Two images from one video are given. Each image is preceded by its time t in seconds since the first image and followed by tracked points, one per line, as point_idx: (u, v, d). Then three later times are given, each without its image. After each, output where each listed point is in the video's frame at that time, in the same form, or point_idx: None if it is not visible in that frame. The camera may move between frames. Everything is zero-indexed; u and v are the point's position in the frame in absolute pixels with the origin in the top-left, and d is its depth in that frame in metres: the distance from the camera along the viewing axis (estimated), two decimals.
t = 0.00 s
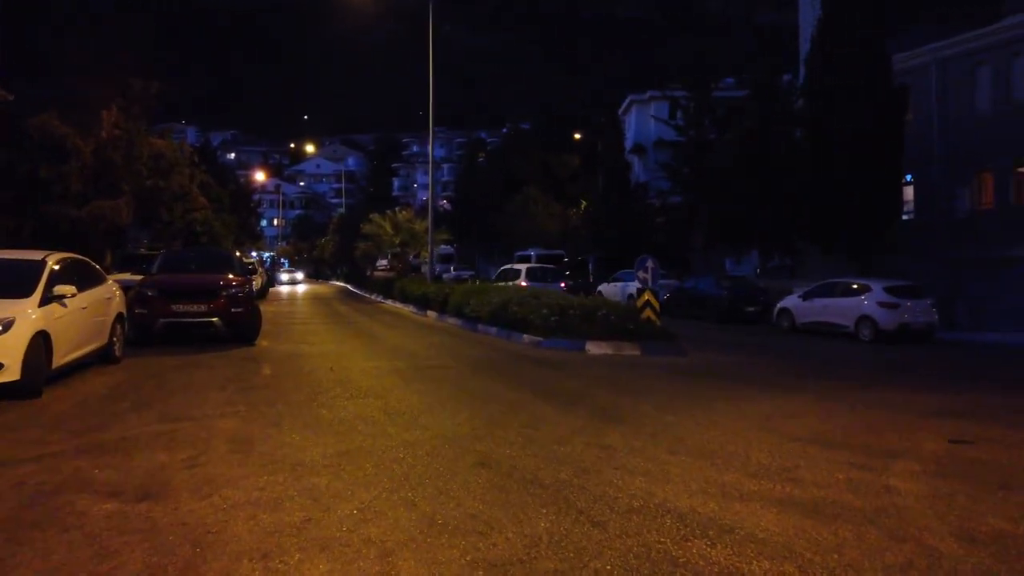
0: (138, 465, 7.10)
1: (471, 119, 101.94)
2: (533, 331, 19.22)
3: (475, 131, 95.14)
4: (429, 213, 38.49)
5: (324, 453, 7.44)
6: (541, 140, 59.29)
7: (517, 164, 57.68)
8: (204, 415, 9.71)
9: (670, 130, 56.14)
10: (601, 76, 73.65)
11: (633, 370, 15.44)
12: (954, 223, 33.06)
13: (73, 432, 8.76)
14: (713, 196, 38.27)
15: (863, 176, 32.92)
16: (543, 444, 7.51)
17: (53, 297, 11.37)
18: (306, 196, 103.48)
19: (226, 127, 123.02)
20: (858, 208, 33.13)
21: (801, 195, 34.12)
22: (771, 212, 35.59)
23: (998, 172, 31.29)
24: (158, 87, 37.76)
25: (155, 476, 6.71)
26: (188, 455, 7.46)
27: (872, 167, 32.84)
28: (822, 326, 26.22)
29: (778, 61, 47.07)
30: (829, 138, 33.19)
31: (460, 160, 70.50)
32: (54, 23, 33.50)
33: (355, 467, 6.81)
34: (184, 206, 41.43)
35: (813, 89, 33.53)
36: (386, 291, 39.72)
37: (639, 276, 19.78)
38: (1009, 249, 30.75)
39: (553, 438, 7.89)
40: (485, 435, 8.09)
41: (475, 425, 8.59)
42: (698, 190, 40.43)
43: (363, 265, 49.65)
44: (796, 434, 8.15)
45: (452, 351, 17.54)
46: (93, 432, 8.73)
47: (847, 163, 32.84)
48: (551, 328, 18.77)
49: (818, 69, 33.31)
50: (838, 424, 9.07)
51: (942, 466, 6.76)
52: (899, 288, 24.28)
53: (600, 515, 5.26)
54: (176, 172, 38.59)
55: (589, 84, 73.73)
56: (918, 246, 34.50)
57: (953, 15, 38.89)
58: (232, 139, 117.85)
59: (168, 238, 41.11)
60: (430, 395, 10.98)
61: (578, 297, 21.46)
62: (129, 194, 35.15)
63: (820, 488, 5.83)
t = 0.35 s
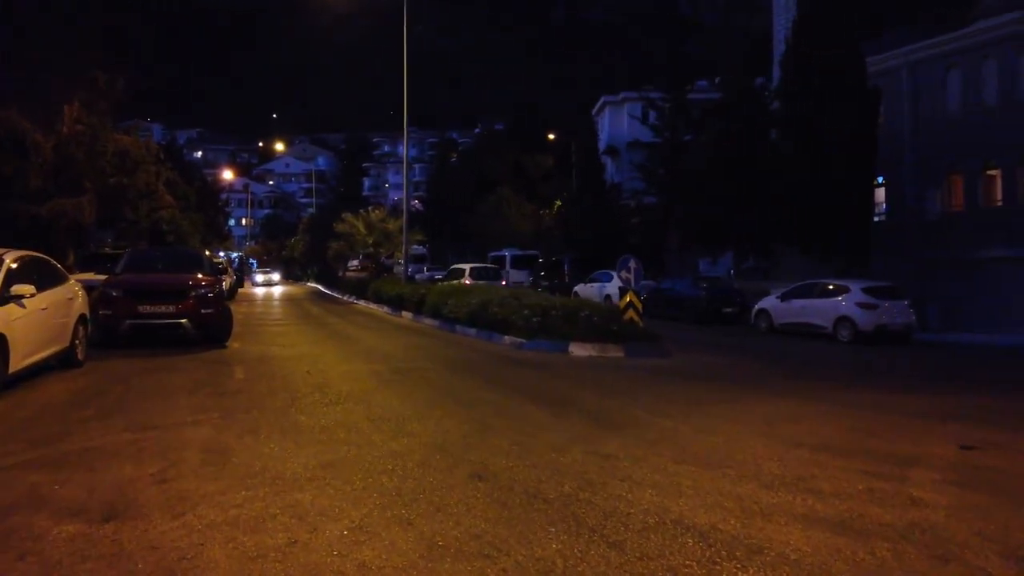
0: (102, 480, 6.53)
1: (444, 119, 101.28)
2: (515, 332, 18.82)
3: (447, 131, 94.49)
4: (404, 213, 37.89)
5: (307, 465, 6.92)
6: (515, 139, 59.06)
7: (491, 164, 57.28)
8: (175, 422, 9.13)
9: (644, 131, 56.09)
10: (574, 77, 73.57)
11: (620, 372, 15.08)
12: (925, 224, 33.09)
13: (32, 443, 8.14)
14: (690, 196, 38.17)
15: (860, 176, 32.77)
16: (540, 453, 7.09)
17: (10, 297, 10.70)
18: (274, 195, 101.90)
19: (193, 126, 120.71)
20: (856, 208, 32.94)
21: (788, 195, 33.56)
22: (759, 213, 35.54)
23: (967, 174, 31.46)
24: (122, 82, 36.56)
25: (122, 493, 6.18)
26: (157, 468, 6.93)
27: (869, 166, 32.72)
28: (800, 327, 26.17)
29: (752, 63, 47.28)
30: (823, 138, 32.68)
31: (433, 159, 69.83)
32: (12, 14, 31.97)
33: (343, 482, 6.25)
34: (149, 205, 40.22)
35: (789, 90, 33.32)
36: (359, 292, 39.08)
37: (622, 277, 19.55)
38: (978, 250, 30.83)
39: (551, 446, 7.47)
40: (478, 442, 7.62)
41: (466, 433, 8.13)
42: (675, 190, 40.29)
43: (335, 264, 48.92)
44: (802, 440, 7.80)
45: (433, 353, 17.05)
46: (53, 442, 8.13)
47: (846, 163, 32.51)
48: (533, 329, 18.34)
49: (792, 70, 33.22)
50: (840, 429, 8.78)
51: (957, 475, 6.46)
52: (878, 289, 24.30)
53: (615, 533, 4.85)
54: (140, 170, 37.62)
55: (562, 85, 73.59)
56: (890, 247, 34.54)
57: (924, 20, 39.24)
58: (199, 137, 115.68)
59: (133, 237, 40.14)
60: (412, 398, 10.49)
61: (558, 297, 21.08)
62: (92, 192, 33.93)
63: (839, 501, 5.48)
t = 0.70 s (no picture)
0: (89, 502, 6.05)
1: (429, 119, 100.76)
2: (512, 336, 18.42)
3: (433, 131, 93.95)
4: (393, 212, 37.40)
5: (313, 482, 6.46)
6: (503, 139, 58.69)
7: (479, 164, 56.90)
8: (166, 434, 8.64)
9: (632, 132, 55.89)
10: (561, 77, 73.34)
11: (621, 377, 14.74)
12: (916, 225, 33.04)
13: (14, 457, 7.64)
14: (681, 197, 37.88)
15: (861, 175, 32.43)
16: (560, 469, 6.69)
17: None
18: (257, 195, 100.85)
19: (174, 124, 119.24)
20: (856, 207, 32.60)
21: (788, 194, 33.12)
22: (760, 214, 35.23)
23: (958, 176, 31.35)
24: (105, 78, 35.73)
25: (112, 516, 5.71)
26: (151, 485, 6.47)
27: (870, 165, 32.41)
28: (795, 330, 25.97)
29: (741, 64, 47.23)
30: (821, 137, 32.37)
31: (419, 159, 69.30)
32: None
33: (352, 504, 5.80)
34: (131, 204, 39.42)
35: (782, 91, 33.04)
36: (347, 293, 38.55)
37: (620, 279, 19.21)
38: (967, 251, 30.70)
39: (570, 461, 7.06)
40: (493, 458, 7.18)
41: (477, 448, 7.69)
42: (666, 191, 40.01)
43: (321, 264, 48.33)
44: (830, 455, 7.44)
45: (429, 357, 16.62)
46: (37, 457, 7.63)
47: (847, 163, 32.15)
48: (530, 332, 17.96)
49: (785, 70, 32.99)
50: (861, 441, 8.47)
51: (1004, 493, 6.12)
52: (874, 292, 24.16)
53: (661, 563, 4.47)
54: (122, 169, 36.94)
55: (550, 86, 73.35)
56: (880, 248, 34.37)
57: (915, 23, 39.20)
58: (181, 136, 114.31)
59: (114, 236, 39.36)
60: (415, 409, 10.04)
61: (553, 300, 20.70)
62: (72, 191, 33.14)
63: (890, 524, 5.11)
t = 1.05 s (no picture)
0: (98, 514, 5.65)
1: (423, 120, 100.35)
2: (519, 337, 18.07)
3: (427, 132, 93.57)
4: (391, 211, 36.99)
5: (336, 492, 6.08)
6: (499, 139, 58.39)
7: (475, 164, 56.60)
8: (174, 439, 8.27)
9: (629, 132, 55.66)
10: (557, 78, 73.11)
11: (634, 379, 14.43)
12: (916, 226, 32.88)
13: (12, 464, 7.23)
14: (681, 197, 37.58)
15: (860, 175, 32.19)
16: (597, 478, 6.34)
17: None
18: (250, 194, 100.09)
19: (165, 124, 118.30)
20: (857, 207, 32.35)
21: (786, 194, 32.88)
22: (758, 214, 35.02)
23: (958, 176, 31.18)
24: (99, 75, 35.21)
25: (123, 530, 5.32)
26: (164, 496, 6.09)
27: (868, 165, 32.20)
28: (800, 331, 25.72)
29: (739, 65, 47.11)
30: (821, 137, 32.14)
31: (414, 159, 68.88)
32: None
33: (383, 516, 5.43)
34: (124, 202, 38.87)
35: (783, 90, 32.78)
36: (344, 293, 38.13)
37: (629, 280, 18.89)
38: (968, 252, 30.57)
39: (604, 470, 6.71)
40: (523, 467, 6.81)
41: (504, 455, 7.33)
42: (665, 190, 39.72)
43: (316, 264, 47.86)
44: (871, 464, 7.13)
45: (435, 358, 16.25)
46: (39, 464, 7.22)
47: (846, 163, 31.89)
48: (538, 333, 17.64)
49: (785, 69, 32.71)
50: (898, 448, 8.17)
51: None
52: (881, 293, 23.94)
53: None
54: (116, 167, 36.45)
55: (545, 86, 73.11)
56: (880, 248, 34.20)
57: (914, 24, 39.12)
58: (172, 136, 113.39)
59: (106, 235, 38.75)
60: (430, 413, 9.65)
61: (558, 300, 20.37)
62: (65, 188, 32.57)
63: (959, 540, 4.83)
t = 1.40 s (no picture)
0: (117, 533, 5.33)
1: (419, 120, 99.96)
2: (527, 340, 17.75)
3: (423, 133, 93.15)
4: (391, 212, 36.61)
5: (366, 508, 5.76)
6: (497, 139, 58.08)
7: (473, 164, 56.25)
8: (183, 450, 7.91)
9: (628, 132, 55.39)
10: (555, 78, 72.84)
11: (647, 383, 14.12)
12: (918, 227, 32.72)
13: (16, 477, 6.89)
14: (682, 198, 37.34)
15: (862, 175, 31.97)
16: (637, 492, 6.03)
17: None
18: (244, 194, 99.46)
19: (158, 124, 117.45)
20: (856, 208, 31.85)
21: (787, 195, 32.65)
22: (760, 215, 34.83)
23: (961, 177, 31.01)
24: (95, 73, 34.74)
25: (142, 552, 4.98)
26: (182, 513, 5.74)
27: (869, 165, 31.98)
28: (806, 333, 25.48)
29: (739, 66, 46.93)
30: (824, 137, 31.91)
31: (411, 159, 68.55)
32: None
33: (422, 537, 5.11)
34: (119, 202, 38.34)
35: (784, 90, 32.53)
36: (342, 294, 37.77)
37: (639, 281, 18.58)
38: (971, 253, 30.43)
39: (641, 482, 6.40)
40: (556, 480, 6.48)
41: (533, 467, 7.00)
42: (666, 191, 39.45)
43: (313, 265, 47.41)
44: (916, 476, 6.83)
45: (443, 361, 15.91)
46: (46, 477, 6.87)
47: (846, 163, 31.63)
48: (546, 336, 17.32)
49: (787, 70, 32.52)
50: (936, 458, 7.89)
51: None
52: (888, 295, 23.74)
53: None
54: (111, 167, 35.88)
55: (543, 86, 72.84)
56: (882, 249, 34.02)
57: (914, 25, 39.01)
58: (166, 136, 112.57)
59: (100, 235, 38.13)
60: (445, 421, 9.33)
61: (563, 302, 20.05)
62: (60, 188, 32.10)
63: None
